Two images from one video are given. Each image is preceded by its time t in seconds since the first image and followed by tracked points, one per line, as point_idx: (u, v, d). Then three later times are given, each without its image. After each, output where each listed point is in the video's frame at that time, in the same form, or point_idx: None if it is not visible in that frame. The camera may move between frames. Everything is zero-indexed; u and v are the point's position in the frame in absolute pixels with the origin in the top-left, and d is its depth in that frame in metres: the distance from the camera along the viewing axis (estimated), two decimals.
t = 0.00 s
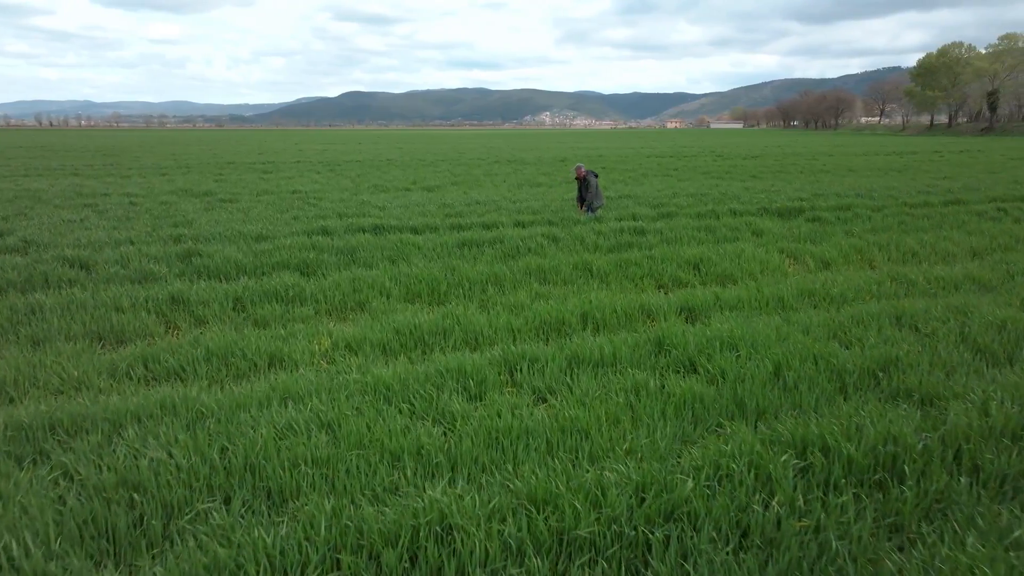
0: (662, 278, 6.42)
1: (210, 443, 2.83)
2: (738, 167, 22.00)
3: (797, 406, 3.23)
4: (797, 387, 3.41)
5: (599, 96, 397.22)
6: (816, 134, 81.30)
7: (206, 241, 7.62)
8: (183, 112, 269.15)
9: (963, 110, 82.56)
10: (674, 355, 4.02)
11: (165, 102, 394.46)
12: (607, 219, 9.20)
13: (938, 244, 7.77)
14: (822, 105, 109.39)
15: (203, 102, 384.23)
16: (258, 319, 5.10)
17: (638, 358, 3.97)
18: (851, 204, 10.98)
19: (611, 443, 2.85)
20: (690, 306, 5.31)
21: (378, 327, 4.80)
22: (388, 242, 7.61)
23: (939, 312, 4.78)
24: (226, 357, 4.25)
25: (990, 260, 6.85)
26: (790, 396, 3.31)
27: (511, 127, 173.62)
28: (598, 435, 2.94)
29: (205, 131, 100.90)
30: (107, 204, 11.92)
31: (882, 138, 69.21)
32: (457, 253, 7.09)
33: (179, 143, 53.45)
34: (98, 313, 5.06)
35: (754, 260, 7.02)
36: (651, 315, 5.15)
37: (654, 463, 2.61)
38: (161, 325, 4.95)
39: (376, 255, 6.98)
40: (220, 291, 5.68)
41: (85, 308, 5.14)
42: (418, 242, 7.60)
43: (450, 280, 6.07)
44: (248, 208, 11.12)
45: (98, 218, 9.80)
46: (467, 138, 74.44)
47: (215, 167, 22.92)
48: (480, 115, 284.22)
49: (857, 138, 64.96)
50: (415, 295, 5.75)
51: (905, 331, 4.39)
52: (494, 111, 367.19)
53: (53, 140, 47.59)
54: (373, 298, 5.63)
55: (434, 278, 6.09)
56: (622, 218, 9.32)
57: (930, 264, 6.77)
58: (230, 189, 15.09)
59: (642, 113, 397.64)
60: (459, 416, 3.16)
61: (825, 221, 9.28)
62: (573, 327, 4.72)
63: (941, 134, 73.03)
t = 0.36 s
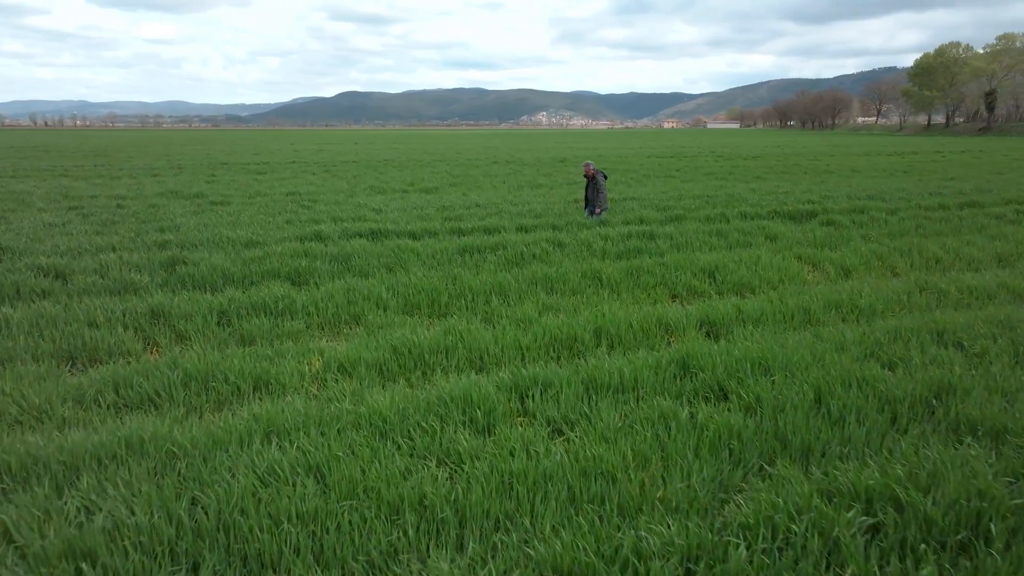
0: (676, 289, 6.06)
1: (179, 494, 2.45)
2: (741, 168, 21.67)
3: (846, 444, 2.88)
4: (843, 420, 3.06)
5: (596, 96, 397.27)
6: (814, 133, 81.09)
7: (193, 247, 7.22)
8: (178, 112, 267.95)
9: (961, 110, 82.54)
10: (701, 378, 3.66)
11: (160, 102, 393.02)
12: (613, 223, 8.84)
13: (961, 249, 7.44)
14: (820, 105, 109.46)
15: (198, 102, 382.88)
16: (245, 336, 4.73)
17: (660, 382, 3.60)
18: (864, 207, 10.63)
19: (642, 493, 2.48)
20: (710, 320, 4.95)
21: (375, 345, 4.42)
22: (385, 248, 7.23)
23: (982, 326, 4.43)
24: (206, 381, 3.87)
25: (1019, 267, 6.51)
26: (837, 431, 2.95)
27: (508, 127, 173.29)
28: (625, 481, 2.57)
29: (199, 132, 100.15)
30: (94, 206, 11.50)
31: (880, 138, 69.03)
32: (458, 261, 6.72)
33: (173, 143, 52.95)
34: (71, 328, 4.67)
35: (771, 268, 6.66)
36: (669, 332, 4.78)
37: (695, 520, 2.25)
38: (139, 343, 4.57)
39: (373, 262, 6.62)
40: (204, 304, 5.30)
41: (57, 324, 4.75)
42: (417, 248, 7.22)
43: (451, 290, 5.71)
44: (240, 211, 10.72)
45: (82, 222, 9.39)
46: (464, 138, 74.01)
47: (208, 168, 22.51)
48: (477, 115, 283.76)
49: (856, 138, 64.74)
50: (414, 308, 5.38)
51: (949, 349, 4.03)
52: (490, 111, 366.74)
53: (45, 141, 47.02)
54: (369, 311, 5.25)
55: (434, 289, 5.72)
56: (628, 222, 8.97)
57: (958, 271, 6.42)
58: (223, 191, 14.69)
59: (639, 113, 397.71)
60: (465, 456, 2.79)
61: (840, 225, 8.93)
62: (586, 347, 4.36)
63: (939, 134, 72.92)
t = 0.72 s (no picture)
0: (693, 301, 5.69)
1: (137, 562, 2.07)
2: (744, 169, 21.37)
3: (912, 489, 2.50)
4: (904, 459, 2.69)
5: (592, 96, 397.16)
6: (812, 133, 80.92)
7: (178, 254, 6.81)
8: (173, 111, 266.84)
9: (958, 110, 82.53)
10: (734, 406, 3.28)
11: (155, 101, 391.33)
12: (621, 227, 8.47)
13: (986, 253, 7.11)
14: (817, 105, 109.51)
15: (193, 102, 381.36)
16: (230, 354, 4.34)
17: (691, 410, 3.23)
18: (877, 209, 10.30)
19: (685, 556, 2.11)
20: (734, 336, 4.58)
21: (371, 365, 4.03)
22: (383, 255, 6.84)
23: None
24: (183, 410, 3.47)
25: None
26: (902, 472, 2.58)
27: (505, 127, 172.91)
28: (664, 540, 2.19)
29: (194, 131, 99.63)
30: (78, 209, 11.07)
31: (878, 138, 68.99)
32: (460, 269, 6.33)
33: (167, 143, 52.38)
34: (38, 346, 4.27)
35: (791, 276, 6.30)
36: (691, 349, 4.41)
37: None
38: (113, 363, 4.18)
39: (370, 270, 6.24)
40: (186, 318, 4.90)
41: (24, 341, 4.35)
42: (416, 254, 6.83)
43: (453, 301, 5.34)
44: (230, 215, 10.32)
45: (64, 225, 8.97)
46: (461, 138, 73.63)
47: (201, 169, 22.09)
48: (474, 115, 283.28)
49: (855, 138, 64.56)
50: (414, 323, 5.00)
51: (1002, 369, 3.67)
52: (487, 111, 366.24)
53: (37, 141, 46.39)
54: (364, 327, 4.87)
55: (435, 300, 5.33)
56: (636, 225, 8.62)
57: (988, 278, 6.08)
58: (214, 192, 14.28)
59: (635, 112, 397.88)
60: (475, 507, 2.42)
61: (857, 228, 8.59)
62: (602, 370, 3.98)
63: (937, 134, 72.83)
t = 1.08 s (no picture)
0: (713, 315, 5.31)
1: None
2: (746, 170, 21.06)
3: (1010, 554, 2.11)
4: (992, 516, 2.29)
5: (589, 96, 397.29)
6: (810, 133, 80.68)
7: (161, 262, 6.40)
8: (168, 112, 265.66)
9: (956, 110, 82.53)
10: (782, 443, 2.88)
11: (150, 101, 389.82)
12: (629, 232, 8.09)
13: (1015, 260, 6.76)
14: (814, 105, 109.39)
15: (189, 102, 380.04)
16: (212, 381, 3.94)
17: (732, 449, 2.84)
18: (894, 212, 9.93)
19: None
20: (765, 356, 4.19)
21: (368, 392, 3.63)
22: (379, 263, 6.44)
23: None
24: (153, 446, 3.06)
25: None
26: (993, 532, 2.18)
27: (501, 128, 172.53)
28: None
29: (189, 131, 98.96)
30: (62, 212, 10.61)
31: (876, 139, 68.81)
32: (463, 279, 5.94)
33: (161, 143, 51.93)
34: None
35: (815, 286, 5.93)
36: (720, 372, 4.02)
37: None
38: (80, 390, 3.77)
39: (367, 280, 5.84)
40: (164, 336, 4.49)
41: None
42: (416, 262, 6.43)
43: (457, 316, 4.95)
44: (220, 219, 9.90)
45: (43, 231, 8.53)
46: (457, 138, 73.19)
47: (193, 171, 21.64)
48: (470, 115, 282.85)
49: (854, 139, 64.37)
50: (415, 341, 4.61)
51: None
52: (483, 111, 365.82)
53: (29, 142, 45.89)
54: (360, 346, 4.47)
55: (436, 316, 4.94)
56: (645, 230, 8.25)
57: None
58: (205, 195, 13.85)
59: (632, 113, 398.02)
60: None
61: (876, 234, 8.22)
62: (624, 399, 3.59)
63: (935, 134, 72.86)
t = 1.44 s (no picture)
0: (739, 332, 4.93)
1: None
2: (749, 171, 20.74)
3: None
4: None
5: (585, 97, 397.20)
6: (808, 134, 80.45)
7: (144, 272, 5.99)
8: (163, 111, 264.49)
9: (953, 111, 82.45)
10: (847, 493, 2.49)
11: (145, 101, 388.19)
12: (640, 238, 7.70)
13: None
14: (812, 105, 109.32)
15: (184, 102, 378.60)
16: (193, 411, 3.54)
17: (790, 500, 2.44)
18: (912, 215, 9.56)
19: None
20: (805, 379, 3.80)
21: (366, 425, 3.23)
22: (378, 272, 6.04)
23: None
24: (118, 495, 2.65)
25: None
26: None
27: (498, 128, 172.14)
28: None
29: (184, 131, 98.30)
30: (45, 216, 10.17)
31: (874, 139, 68.67)
32: (467, 292, 5.55)
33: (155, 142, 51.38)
34: None
35: (843, 297, 5.56)
36: (757, 399, 3.63)
37: None
38: (43, 422, 3.36)
39: (365, 291, 5.45)
40: (139, 357, 4.07)
41: None
42: (416, 272, 6.03)
43: (463, 334, 4.56)
44: (211, 223, 9.49)
45: (23, 236, 8.10)
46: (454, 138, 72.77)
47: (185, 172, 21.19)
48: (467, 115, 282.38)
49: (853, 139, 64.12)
50: (417, 364, 4.21)
51: None
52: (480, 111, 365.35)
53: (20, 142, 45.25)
54: (356, 369, 4.06)
55: (440, 334, 4.54)
56: (656, 235, 7.87)
57: None
58: (197, 197, 13.42)
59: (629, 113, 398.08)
60: None
61: (899, 239, 7.85)
62: (654, 435, 3.20)
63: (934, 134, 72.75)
